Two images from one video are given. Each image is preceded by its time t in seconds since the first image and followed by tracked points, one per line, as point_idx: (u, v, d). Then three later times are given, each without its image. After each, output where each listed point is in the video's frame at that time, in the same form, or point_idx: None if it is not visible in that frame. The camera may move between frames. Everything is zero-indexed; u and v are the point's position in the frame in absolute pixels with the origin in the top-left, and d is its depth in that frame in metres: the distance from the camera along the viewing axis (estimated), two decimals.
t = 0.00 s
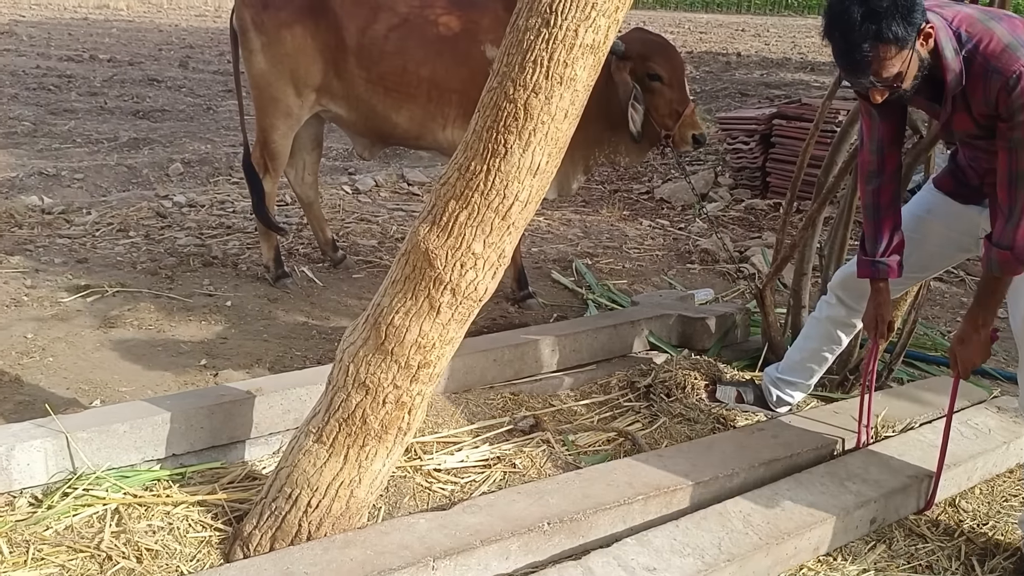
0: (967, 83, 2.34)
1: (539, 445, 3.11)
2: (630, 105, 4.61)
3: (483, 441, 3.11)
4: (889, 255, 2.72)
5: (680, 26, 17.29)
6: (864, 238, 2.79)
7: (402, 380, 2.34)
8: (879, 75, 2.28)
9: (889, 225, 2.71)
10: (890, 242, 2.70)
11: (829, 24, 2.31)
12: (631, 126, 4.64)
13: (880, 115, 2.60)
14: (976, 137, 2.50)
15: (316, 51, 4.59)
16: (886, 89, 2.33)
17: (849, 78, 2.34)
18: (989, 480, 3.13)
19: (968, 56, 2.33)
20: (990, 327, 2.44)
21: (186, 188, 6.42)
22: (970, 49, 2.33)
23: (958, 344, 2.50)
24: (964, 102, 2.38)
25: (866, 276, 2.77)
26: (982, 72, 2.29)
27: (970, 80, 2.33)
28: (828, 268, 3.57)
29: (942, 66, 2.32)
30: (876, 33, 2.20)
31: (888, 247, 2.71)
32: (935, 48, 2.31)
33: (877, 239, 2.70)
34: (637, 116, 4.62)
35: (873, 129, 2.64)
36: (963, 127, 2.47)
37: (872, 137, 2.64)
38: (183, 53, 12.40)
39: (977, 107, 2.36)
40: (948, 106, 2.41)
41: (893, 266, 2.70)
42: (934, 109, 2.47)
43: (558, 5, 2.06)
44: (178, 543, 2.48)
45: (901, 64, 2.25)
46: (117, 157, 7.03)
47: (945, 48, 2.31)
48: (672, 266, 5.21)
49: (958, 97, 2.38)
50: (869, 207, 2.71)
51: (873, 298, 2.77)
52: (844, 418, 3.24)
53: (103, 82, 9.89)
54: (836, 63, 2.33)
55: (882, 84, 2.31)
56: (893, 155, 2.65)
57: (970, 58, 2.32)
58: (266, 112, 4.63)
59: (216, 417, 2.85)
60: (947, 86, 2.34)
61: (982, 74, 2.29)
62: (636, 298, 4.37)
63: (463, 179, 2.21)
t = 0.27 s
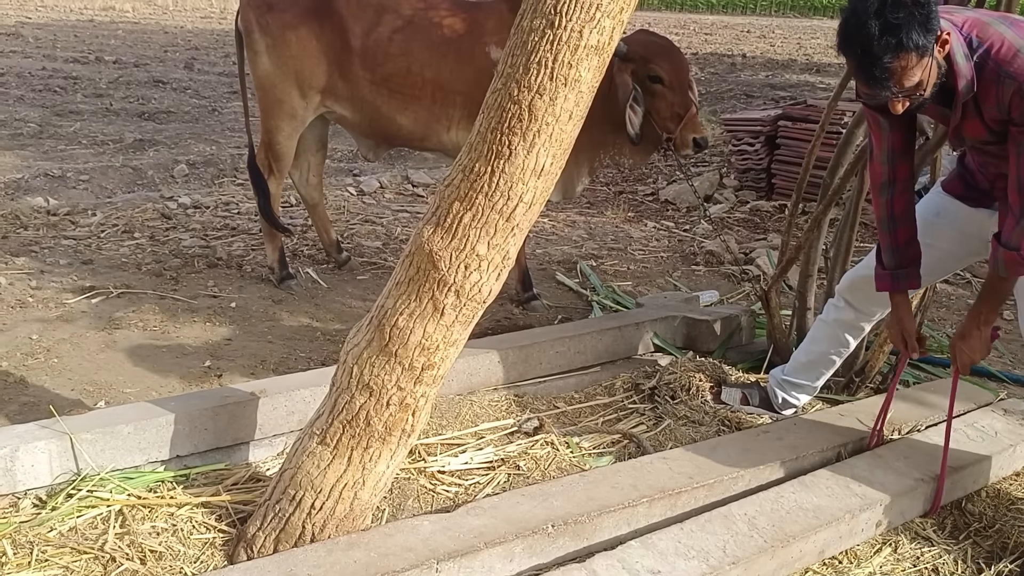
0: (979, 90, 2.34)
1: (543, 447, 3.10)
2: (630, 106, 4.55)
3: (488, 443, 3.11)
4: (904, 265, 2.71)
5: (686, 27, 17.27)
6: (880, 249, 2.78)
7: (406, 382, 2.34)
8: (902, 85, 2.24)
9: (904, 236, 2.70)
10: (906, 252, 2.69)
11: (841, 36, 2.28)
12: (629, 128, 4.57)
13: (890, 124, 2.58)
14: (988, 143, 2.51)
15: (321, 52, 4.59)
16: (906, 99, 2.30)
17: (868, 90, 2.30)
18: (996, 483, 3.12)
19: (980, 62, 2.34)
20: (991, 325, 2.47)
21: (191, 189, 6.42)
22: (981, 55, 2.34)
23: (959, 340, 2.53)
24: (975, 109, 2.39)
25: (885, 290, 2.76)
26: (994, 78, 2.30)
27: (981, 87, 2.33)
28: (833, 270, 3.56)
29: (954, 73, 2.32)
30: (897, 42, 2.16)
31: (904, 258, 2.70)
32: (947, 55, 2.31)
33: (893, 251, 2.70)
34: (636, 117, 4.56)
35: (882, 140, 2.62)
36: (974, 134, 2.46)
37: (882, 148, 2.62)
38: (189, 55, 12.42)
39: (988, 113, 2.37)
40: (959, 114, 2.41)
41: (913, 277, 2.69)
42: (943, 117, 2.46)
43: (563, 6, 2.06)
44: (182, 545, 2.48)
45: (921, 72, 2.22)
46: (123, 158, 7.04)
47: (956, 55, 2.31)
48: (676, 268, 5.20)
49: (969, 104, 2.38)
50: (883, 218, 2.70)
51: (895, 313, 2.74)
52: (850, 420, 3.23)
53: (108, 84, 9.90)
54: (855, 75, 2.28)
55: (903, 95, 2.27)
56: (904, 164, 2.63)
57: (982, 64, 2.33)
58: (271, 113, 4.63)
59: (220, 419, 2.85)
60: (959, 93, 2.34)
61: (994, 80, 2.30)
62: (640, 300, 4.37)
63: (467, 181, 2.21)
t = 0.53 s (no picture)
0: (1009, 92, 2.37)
1: (548, 448, 3.10)
2: (631, 110, 4.55)
3: (493, 444, 3.11)
4: (928, 278, 2.65)
5: (691, 29, 17.26)
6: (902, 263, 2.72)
7: (411, 383, 2.34)
8: (942, 92, 2.26)
9: (929, 248, 2.64)
10: (932, 265, 2.64)
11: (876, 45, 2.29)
12: (632, 130, 4.57)
13: (906, 136, 2.56)
14: (1009, 149, 2.54)
15: (327, 54, 4.60)
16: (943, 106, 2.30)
17: (906, 98, 2.30)
18: (1003, 485, 3.11)
19: (1006, 66, 2.37)
20: (990, 316, 2.57)
21: (197, 191, 6.44)
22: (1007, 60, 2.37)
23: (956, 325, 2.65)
24: (1001, 113, 2.43)
25: (911, 305, 2.70)
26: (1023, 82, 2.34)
27: (1008, 92, 2.37)
28: (839, 272, 3.56)
29: (982, 78, 2.35)
30: (938, 45, 2.18)
31: (931, 271, 2.65)
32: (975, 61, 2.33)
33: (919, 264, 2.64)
34: (639, 120, 4.56)
35: (899, 152, 2.59)
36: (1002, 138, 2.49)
37: (900, 160, 2.59)
38: (195, 57, 12.45)
39: (1015, 118, 2.41)
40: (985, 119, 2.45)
41: (940, 288, 2.64)
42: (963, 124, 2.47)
43: (568, 8, 2.06)
44: (187, 546, 2.49)
45: (961, 77, 2.24)
46: (129, 160, 7.06)
47: (983, 61, 2.34)
48: (681, 270, 5.20)
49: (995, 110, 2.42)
50: (906, 232, 2.65)
51: (925, 328, 2.67)
52: (855, 422, 3.23)
53: (114, 86, 9.94)
54: (892, 83, 2.28)
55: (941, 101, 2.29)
56: (922, 174, 2.61)
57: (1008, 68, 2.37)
58: (277, 115, 4.64)
59: (226, 420, 2.86)
60: (987, 99, 2.37)
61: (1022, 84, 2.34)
62: (646, 301, 4.36)
63: (472, 183, 2.21)
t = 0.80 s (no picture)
0: None
1: (555, 451, 3.10)
2: (642, 112, 4.54)
3: (499, 447, 3.11)
4: (946, 281, 2.64)
5: (697, 31, 17.24)
6: (917, 267, 2.71)
7: (418, 386, 2.34)
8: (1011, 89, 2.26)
9: (946, 251, 2.63)
10: (949, 268, 2.63)
11: (933, 48, 2.27)
12: (644, 134, 4.56)
13: (927, 138, 2.58)
14: None
15: (333, 57, 4.61)
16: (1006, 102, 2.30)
17: (973, 97, 2.28)
18: (1011, 489, 3.10)
19: None
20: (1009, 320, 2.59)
21: (203, 193, 6.45)
22: None
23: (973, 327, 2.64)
24: None
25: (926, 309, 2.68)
26: None
27: None
28: (846, 274, 3.55)
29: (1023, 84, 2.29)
30: (1005, 37, 2.17)
31: (948, 274, 2.63)
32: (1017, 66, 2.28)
33: (936, 267, 2.63)
34: (650, 123, 4.55)
35: (918, 155, 2.61)
36: None
37: (918, 162, 2.61)
38: (201, 60, 12.48)
39: None
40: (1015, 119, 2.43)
41: (956, 292, 2.64)
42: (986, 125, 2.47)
43: (575, 11, 2.06)
44: (193, 548, 2.49)
45: None
46: (136, 162, 7.08)
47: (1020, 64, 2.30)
48: (688, 272, 5.19)
49: None
50: (924, 235, 2.64)
51: (939, 336, 2.65)
52: (863, 425, 3.22)
53: (121, 89, 9.96)
54: (958, 83, 2.26)
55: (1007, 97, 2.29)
56: (941, 176, 2.61)
57: None
58: (284, 118, 4.65)
59: (232, 422, 2.86)
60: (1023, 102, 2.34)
61: None
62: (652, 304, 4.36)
63: (478, 185, 2.21)
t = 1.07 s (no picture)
0: None
1: (557, 453, 3.09)
2: (651, 113, 4.52)
3: (501, 448, 3.11)
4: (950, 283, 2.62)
5: (699, 32, 17.24)
6: (921, 268, 2.69)
7: (420, 388, 2.34)
8: None
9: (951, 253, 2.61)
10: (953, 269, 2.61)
11: (978, 48, 2.11)
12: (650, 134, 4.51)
13: (939, 139, 2.55)
14: None
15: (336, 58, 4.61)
16: None
17: (1018, 97, 2.13)
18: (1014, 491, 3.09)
19: None
20: None
21: (205, 195, 6.46)
22: None
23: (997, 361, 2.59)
24: None
25: (928, 310, 2.66)
26: None
27: None
28: (849, 276, 3.55)
29: None
30: None
31: (950, 276, 2.62)
32: None
33: (940, 269, 2.61)
34: (656, 123, 4.52)
35: (929, 156, 2.57)
36: None
37: (929, 163, 2.56)
38: (203, 61, 12.49)
39: None
40: None
41: (961, 295, 2.61)
42: (1000, 126, 2.46)
43: (577, 13, 2.05)
44: (196, 551, 2.49)
45: None
46: (138, 164, 7.09)
47: None
48: (690, 274, 5.18)
49: None
50: (930, 237, 2.61)
51: (938, 333, 2.65)
52: (865, 427, 3.21)
53: (124, 90, 9.97)
54: (1005, 84, 2.11)
55: None
56: (950, 178, 2.58)
57: None
58: (286, 119, 4.65)
59: (234, 424, 2.86)
60: None
61: None
62: (654, 305, 4.35)
63: (481, 187, 2.21)
